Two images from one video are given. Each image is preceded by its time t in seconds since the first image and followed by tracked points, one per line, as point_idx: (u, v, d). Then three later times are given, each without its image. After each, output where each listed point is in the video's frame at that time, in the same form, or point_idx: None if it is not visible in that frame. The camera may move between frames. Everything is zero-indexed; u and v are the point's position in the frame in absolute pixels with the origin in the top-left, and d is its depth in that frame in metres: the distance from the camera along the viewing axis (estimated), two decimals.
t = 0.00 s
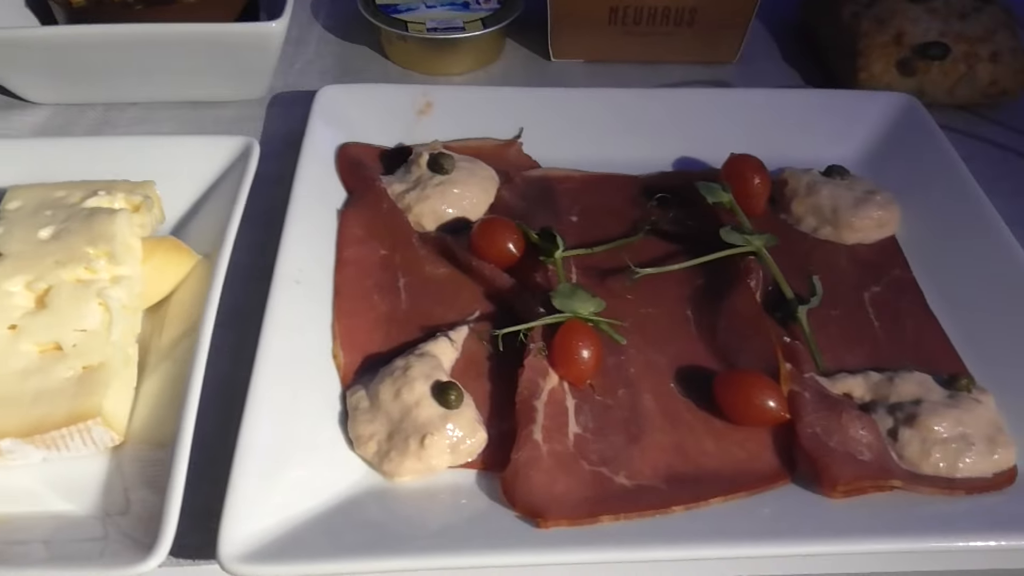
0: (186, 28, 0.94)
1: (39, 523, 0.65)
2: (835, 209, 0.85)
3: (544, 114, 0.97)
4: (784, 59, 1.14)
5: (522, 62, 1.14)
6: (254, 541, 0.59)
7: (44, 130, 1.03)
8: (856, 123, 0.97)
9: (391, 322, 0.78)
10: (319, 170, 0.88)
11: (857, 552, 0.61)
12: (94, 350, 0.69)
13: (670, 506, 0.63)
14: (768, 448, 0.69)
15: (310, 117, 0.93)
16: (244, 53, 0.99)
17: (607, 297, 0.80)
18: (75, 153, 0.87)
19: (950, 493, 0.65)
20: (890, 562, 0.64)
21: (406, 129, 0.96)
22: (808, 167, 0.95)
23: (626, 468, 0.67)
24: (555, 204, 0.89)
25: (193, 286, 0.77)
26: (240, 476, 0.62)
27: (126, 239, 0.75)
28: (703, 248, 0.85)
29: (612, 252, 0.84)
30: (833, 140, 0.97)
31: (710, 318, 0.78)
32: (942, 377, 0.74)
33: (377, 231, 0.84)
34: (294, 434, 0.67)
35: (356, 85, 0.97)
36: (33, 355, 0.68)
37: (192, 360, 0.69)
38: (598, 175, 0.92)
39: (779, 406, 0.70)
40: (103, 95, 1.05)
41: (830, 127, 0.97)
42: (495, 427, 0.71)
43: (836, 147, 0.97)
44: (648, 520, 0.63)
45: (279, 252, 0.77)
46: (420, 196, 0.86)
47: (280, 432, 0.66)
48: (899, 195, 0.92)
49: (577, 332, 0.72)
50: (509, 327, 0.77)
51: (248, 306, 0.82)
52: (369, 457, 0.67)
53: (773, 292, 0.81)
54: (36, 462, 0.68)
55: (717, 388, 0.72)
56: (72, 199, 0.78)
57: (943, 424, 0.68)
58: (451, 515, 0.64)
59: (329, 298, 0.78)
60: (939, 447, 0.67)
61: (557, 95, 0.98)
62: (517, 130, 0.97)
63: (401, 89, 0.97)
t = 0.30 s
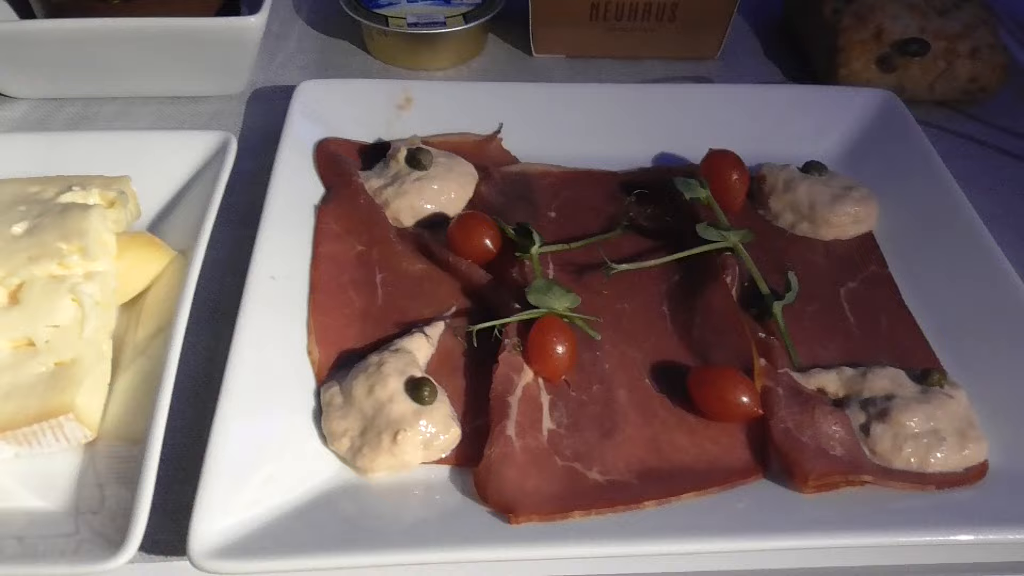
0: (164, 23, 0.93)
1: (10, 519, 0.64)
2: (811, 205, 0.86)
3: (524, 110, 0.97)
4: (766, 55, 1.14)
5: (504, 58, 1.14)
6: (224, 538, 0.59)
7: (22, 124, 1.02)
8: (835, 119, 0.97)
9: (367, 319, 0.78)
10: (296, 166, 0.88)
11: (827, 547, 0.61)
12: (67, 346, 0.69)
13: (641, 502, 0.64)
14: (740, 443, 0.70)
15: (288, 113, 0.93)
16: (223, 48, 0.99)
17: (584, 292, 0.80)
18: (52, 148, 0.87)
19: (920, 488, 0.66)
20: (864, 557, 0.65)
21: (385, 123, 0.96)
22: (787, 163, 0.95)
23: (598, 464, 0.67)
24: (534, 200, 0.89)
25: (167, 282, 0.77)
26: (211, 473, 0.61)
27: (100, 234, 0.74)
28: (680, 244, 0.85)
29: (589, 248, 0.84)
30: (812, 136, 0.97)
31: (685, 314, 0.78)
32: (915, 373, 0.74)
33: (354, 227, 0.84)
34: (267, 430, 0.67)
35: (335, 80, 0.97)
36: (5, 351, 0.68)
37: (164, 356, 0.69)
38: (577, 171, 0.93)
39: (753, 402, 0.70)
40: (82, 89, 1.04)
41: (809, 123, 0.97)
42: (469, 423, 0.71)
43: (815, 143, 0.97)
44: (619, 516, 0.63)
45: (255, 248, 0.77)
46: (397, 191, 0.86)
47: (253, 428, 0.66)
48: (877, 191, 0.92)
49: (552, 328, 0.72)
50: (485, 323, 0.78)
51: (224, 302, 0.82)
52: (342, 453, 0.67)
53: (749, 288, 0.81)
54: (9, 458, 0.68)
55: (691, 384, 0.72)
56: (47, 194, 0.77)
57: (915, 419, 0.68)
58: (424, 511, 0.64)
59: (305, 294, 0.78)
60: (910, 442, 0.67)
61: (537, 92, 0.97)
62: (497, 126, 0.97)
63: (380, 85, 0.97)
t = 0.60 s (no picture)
0: (140, 18, 0.93)
1: None
2: (791, 199, 0.85)
3: (505, 105, 0.97)
4: (749, 49, 1.14)
5: (485, 53, 1.13)
6: (196, 537, 0.58)
7: None
8: (817, 114, 0.97)
9: (345, 315, 0.77)
10: (274, 162, 0.87)
11: (804, 542, 0.61)
12: (39, 344, 0.68)
13: (617, 498, 0.63)
14: (718, 439, 0.70)
15: (266, 108, 0.92)
16: (201, 44, 0.98)
17: (563, 288, 0.79)
18: (26, 144, 0.86)
19: (897, 483, 0.66)
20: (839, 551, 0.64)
21: (365, 119, 0.95)
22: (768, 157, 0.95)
23: (576, 460, 0.67)
24: (514, 196, 0.89)
25: (143, 280, 0.76)
26: (184, 472, 0.61)
27: (73, 232, 0.73)
28: (660, 239, 0.85)
29: (569, 244, 0.84)
30: (793, 131, 0.97)
31: (664, 310, 0.78)
32: (893, 368, 0.74)
33: (332, 223, 0.83)
34: (241, 428, 0.66)
35: (315, 76, 0.96)
36: None
37: (138, 354, 0.68)
38: (558, 167, 0.92)
39: (730, 398, 0.70)
40: (58, 86, 1.03)
41: (791, 118, 0.97)
42: (446, 420, 0.71)
43: (796, 137, 0.97)
44: (595, 513, 0.63)
45: (231, 245, 0.76)
46: (376, 186, 0.85)
47: (226, 426, 0.65)
48: (857, 186, 0.92)
49: (529, 324, 0.71)
50: (463, 319, 0.77)
51: (200, 299, 0.81)
52: (317, 451, 0.67)
53: (729, 284, 0.81)
54: None
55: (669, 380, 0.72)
56: (20, 191, 0.76)
57: (892, 414, 0.68)
58: (399, 508, 0.63)
59: (282, 291, 0.77)
60: (887, 437, 0.67)
61: (518, 87, 0.97)
62: (478, 121, 0.96)
63: (359, 80, 0.96)
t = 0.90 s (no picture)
0: (119, 18, 0.92)
1: None
2: (774, 193, 0.86)
3: (488, 102, 0.96)
4: (731, 44, 1.14)
5: (468, 51, 1.13)
6: (179, 539, 0.58)
7: None
8: (799, 107, 0.97)
9: (328, 315, 0.77)
10: (255, 162, 0.87)
11: (789, 535, 0.61)
12: (18, 348, 0.68)
13: (601, 493, 0.63)
14: (702, 433, 0.70)
15: (248, 108, 0.92)
16: (182, 44, 0.97)
17: (546, 285, 0.79)
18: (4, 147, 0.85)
19: (880, 474, 0.66)
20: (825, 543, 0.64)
21: (347, 118, 0.95)
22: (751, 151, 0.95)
23: (560, 456, 0.67)
24: (497, 193, 0.89)
25: (124, 281, 0.75)
26: (166, 473, 0.60)
27: (52, 235, 0.72)
28: (643, 235, 0.85)
29: (552, 240, 0.84)
30: (776, 124, 0.97)
31: (648, 305, 0.78)
32: (876, 359, 0.74)
33: (315, 223, 0.83)
34: (224, 430, 0.66)
35: (296, 75, 0.96)
36: None
37: (118, 356, 0.68)
38: (540, 163, 0.92)
39: (714, 391, 0.70)
40: (38, 88, 1.02)
41: (773, 111, 0.97)
42: (430, 419, 0.70)
43: (779, 131, 0.97)
44: (579, 508, 0.62)
45: (213, 246, 0.76)
46: (358, 185, 0.85)
47: (209, 428, 0.65)
48: (840, 179, 0.92)
49: (512, 321, 0.71)
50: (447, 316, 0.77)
51: (183, 301, 0.80)
52: (300, 451, 0.66)
53: (713, 278, 0.81)
54: None
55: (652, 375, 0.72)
56: None
57: (875, 406, 0.68)
58: (384, 508, 0.63)
59: (264, 292, 0.77)
60: (870, 429, 0.67)
61: (500, 84, 0.97)
62: (460, 118, 0.96)
63: (341, 79, 0.96)
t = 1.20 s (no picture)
0: (103, 13, 0.91)
1: None
2: (764, 186, 0.85)
3: (476, 97, 0.96)
4: (721, 38, 1.13)
5: (456, 45, 1.12)
6: (165, 536, 0.57)
7: None
8: (789, 101, 0.97)
9: (316, 311, 0.76)
10: (242, 157, 0.86)
11: (779, 528, 0.61)
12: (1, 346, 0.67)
13: (591, 489, 0.63)
14: (693, 428, 0.69)
15: (234, 104, 0.91)
16: (167, 40, 0.97)
17: (536, 280, 0.79)
18: None
19: (870, 468, 0.66)
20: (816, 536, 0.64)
21: (335, 113, 0.94)
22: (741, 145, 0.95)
23: (549, 452, 0.66)
24: (486, 188, 0.88)
25: (109, 278, 0.74)
26: (152, 471, 0.60)
27: (35, 232, 0.71)
28: (633, 229, 0.84)
29: (541, 235, 0.83)
30: (766, 118, 0.97)
31: (638, 299, 0.78)
32: (866, 353, 0.74)
33: (302, 219, 0.82)
34: (211, 428, 0.65)
35: (283, 70, 0.95)
36: None
37: (103, 354, 0.67)
38: (529, 158, 0.92)
39: (704, 386, 0.69)
40: (22, 84, 1.01)
41: (763, 105, 0.97)
42: (420, 415, 0.70)
43: (768, 125, 0.97)
44: (569, 504, 0.62)
45: (199, 242, 0.75)
46: (346, 180, 0.84)
47: (195, 425, 0.64)
48: (830, 173, 0.92)
49: (501, 316, 0.71)
50: (436, 312, 0.76)
51: (170, 298, 0.80)
52: (288, 448, 0.66)
53: (702, 272, 0.81)
54: None
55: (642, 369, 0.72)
56: None
57: (865, 399, 0.68)
58: (372, 505, 0.63)
59: (251, 288, 0.76)
60: (860, 422, 0.67)
61: (488, 78, 0.96)
62: (449, 113, 0.95)
63: (328, 74, 0.95)
